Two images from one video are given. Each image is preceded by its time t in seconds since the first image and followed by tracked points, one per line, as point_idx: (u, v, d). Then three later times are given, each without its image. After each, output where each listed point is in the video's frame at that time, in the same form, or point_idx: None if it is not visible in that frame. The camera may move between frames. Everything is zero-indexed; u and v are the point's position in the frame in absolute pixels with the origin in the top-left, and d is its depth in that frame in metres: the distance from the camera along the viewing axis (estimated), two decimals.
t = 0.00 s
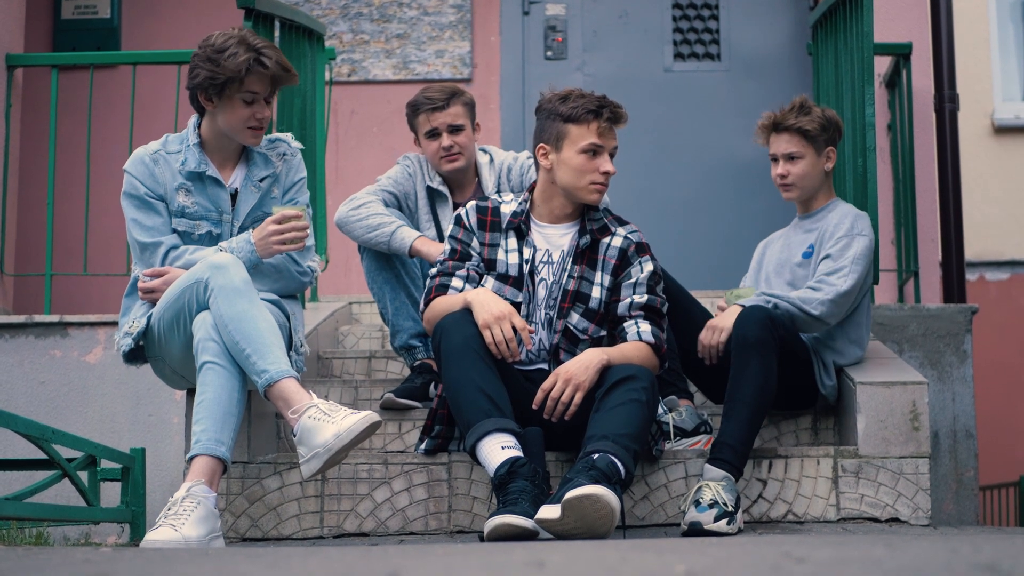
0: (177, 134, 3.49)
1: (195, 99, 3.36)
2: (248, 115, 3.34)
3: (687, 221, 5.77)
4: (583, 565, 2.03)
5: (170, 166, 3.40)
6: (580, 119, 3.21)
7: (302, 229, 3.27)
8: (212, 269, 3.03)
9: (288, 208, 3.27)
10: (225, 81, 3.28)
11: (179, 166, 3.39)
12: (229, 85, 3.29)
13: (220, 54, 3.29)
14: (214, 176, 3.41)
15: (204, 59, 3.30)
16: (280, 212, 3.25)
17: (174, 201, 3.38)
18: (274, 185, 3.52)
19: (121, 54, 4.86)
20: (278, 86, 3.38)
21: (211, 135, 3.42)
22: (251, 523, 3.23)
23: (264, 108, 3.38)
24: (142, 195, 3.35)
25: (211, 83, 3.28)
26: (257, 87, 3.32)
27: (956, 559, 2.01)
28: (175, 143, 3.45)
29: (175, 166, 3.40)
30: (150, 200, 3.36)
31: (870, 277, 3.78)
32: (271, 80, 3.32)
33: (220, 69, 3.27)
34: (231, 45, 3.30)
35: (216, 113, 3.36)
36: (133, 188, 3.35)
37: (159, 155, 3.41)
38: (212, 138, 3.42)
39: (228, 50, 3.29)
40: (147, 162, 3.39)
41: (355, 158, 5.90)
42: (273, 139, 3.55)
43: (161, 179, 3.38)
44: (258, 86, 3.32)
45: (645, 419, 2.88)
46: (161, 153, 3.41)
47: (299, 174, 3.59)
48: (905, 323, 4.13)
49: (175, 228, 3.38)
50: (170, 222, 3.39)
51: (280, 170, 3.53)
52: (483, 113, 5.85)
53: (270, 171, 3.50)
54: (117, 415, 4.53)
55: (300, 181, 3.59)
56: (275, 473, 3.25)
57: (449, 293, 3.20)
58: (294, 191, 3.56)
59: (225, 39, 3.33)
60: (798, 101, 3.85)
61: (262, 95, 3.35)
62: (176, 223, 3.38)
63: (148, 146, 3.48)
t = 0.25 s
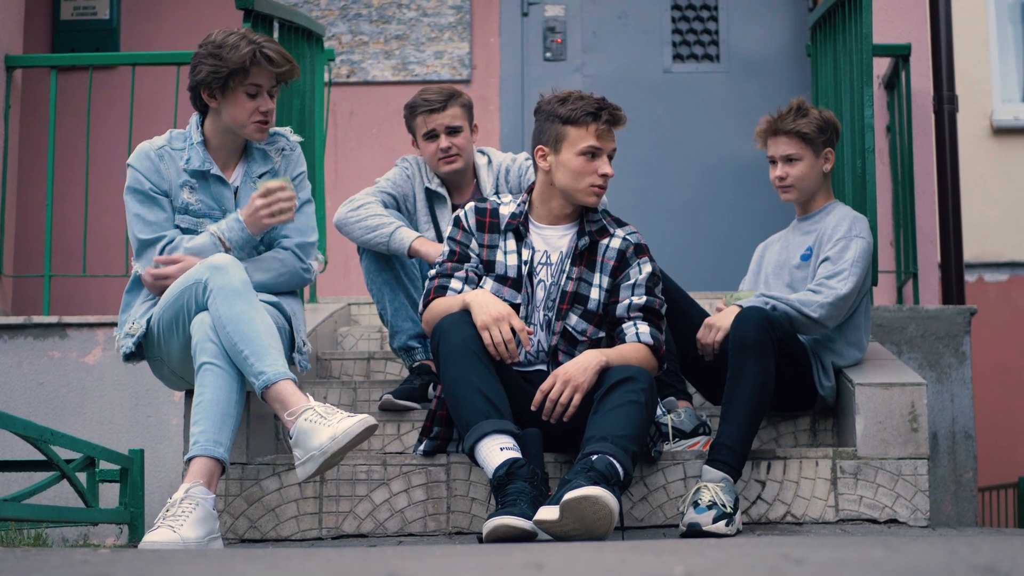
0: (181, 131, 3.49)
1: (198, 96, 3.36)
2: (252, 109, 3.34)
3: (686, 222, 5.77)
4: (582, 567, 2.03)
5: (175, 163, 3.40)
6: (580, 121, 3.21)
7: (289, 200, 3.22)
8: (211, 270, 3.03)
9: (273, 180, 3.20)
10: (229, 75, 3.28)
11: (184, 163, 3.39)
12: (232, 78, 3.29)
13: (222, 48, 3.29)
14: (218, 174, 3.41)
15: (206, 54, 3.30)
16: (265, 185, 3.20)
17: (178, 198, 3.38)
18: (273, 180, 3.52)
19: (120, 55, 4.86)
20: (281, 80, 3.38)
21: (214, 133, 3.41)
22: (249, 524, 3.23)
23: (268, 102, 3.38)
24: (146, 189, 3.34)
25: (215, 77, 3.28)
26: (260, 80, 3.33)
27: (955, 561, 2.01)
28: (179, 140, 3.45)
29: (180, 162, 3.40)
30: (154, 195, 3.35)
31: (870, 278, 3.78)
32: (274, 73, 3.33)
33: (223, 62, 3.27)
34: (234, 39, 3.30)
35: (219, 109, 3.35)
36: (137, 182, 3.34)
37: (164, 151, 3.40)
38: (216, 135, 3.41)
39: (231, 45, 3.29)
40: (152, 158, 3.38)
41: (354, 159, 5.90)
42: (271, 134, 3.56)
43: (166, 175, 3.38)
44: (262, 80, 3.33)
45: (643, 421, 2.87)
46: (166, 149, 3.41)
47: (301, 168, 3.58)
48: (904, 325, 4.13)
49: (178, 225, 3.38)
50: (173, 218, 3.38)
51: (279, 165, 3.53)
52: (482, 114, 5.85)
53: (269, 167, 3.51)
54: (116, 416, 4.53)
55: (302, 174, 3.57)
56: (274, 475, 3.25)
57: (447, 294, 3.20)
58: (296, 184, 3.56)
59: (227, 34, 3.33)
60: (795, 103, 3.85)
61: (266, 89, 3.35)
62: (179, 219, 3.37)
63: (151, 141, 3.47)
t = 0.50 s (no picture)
0: (178, 131, 3.48)
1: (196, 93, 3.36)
2: (251, 107, 3.34)
3: (685, 222, 5.77)
4: (580, 567, 2.03)
5: (173, 163, 3.39)
6: (577, 121, 3.21)
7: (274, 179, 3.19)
8: (209, 270, 3.02)
9: (255, 160, 3.17)
10: (228, 73, 3.28)
11: (182, 163, 3.39)
12: (232, 76, 3.29)
13: (222, 46, 3.29)
14: (217, 174, 3.41)
15: (206, 51, 3.29)
16: (248, 164, 3.16)
17: (177, 197, 3.38)
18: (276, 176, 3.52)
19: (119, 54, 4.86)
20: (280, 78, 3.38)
21: (211, 130, 3.42)
22: (247, 524, 3.22)
23: (267, 100, 3.38)
24: (145, 189, 3.34)
25: (213, 74, 3.28)
26: (259, 79, 3.32)
27: (953, 561, 2.01)
28: (177, 140, 3.45)
29: (179, 163, 3.40)
30: (152, 195, 3.35)
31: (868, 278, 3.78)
32: (273, 71, 3.33)
33: (223, 60, 3.27)
34: (233, 37, 3.30)
35: (217, 107, 3.35)
36: (135, 182, 3.33)
37: (162, 151, 3.40)
38: (213, 135, 3.41)
39: (231, 42, 3.29)
40: (150, 158, 3.38)
41: (353, 159, 5.90)
42: (271, 129, 3.56)
43: (164, 176, 3.37)
44: (261, 77, 3.33)
45: (641, 421, 2.88)
46: (164, 149, 3.41)
47: (301, 164, 3.60)
48: (903, 325, 4.13)
49: (176, 224, 3.37)
50: (171, 218, 3.37)
51: (281, 160, 3.53)
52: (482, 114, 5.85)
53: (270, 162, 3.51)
54: (115, 416, 4.53)
55: (304, 169, 3.61)
56: (272, 475, 3.24)
57: (446, 295, 3.20)
58: (298, 180, 3.58)
59: (227, 31, 3.33)
60: (793, 104, 3.84)
61: (265, 87, 3.35)
62: (178, 219, 3.37)
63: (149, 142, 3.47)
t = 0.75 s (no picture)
0: (173, 133, 3.48)
1: (194, 94, 3.36)
2: (249, 109, 3.34)
3: (684, 222, 5.77)
4: (576, 566, 2.03)
5: (168, 166, 3.39)
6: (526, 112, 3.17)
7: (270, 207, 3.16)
8: (207, 269, 3.02)
9: (251, 183, 3.15)
10: (226, 74, 3.28)
11: (177, 166, 3.38)
12: (229, 78, 3.29)
13: (219, 47, 3.29)
14: (212, 177, 3.41)
15: (204, 53, 3.30)
16: (244, 189, 3.14)
17: (170, 201, 3.37)
18: (274, 176, 3.52)
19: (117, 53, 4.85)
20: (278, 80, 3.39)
21: (209, 132, 3.42)
22: (246, 523, 3.23)
23: (264, 101, 3.38)
24: (138, 193, 3.33)
25: (210, 76, 3.28)
26: (256, 80, 3.32)
27: (949, 560, 2.01)
28: (172, 141, 3.44)
29: (173, 166, 3.39)
30: (145, 199, 3.34)
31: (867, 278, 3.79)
32: (270, 72, 3.32)
33: (220, 61, 3.27)
34: (231, 39, 3.30)
35: (215, 108, 3.36)
36: (128, 185, 3.32)
37: (157, 154, 3.39)
38: (211, 136, 3.42)
39: (228, 44, 3.29)
40: (144, 161, 3.37)
41: (352, 158, 5.90)
42: (267, 130, 3.54)
43: (158, 179, 3.37)
44: (258, 79, 3.33)
45: (639, 421, 2.88)
46: (159, 152, 3.40)
47: (297, 163, 3.60)
48: (900, 324, 4.13)
49: (169, 229, 3.36)
50: (163, 222, 3.36)
51: (278, 160, 3.54)
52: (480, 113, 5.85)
53: (268, 162, 3.51)
54: (113, 415, 4.53)
55: (300, 169, 3.61)
56: (271, 474, 3.25)
57: (446, 294, 3.20)
58: (295, 180, 3.58)
59: (224, 33, 3.33)
60: (793, 103, 3.86)
61: (262, 88, 3.35)
62: (171, 223, 3.36)
63: (145, 143, 3.46)
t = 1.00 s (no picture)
0: (172, 135, 3.47)
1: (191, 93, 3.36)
2: (243, 110, 3.34)
3: (683, 222, 5.77)
4: (573, 568, 2.03)
5: (166, 168, 3.38)
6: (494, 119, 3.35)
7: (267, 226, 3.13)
8: (205, 270, 3.02)
9: (248, 203, 3.12)
10: (222, 75, 3.28)
11: (176, 168, 3.37)
12: (225, 78, 3.29)
13: (217, 48, 3.29)
14: (211, 179, 3.41)
15: (202, 53, 3.30)
16: (241, 209, 3.12)
17: (167, 204, 3.36)
18: (273, 178, 3.52)
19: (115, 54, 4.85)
20: (275, 83, 3.38)
21: (206, 133, 3.42)
22: (244, 524, 3.22)
23: (260, 104, 3.38)
24: (135, 195, 3.31)
25: (207, 76, 3.28)
26: (253, 83, 3.32)
27: (945, 562, 2.01)
28: (171, 142, 3.43)
29: (171, 167, 3.38)
30: (143, 201, 3.32)
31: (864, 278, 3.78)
32: (267, 75, 3.32)
33: (217, 62, 3.27)
34: (229, 40, 3.30)
35: (211, 109, 3.36)
36: (126, 187, 3.31)
37: (155, 156, 3.38)
38: (208, 137, 3.42)
39: (226, 45, 3.29)
40: (142, 163, 3.36)
41: (350, 159, 5.91)
42: (267, 132, 3.55)
43: (156, 181, 3.35)
44: (256, 81, 3.32)
45: (636, 422, 2.87)
46: (157, 154, 3.39)
47: (296, 166, 3.59)
48: (899, 325, 4.13)
49: (167, 231, 3.35)
50: (161, 224, 3.35)
51: (277, 163, 3.53)
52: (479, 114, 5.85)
53: (267, 165, 3.51)
54: (111, 416, 4.53)
55: (299, 172, 3.60)
56: (268, 475, 3.24)
57: (443, 296, 3.19)
58: (294, 183, 3.57)
59: (223, 33, 3.33)
60: (788, 105, 3.86)
61: (259, 91, 3.35)
62: (168, 225, 3.35)
63: (143, 144, 3.45)
